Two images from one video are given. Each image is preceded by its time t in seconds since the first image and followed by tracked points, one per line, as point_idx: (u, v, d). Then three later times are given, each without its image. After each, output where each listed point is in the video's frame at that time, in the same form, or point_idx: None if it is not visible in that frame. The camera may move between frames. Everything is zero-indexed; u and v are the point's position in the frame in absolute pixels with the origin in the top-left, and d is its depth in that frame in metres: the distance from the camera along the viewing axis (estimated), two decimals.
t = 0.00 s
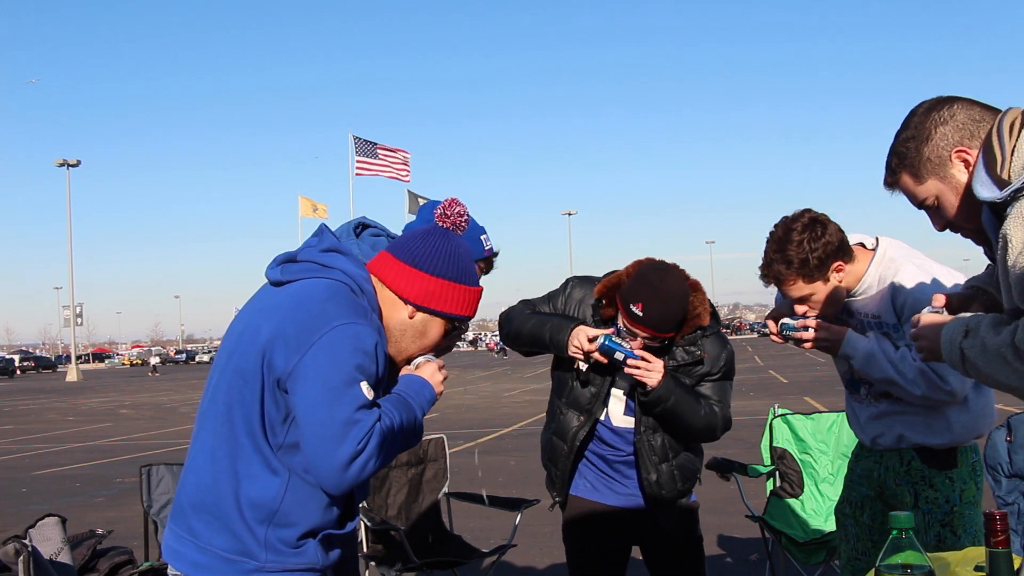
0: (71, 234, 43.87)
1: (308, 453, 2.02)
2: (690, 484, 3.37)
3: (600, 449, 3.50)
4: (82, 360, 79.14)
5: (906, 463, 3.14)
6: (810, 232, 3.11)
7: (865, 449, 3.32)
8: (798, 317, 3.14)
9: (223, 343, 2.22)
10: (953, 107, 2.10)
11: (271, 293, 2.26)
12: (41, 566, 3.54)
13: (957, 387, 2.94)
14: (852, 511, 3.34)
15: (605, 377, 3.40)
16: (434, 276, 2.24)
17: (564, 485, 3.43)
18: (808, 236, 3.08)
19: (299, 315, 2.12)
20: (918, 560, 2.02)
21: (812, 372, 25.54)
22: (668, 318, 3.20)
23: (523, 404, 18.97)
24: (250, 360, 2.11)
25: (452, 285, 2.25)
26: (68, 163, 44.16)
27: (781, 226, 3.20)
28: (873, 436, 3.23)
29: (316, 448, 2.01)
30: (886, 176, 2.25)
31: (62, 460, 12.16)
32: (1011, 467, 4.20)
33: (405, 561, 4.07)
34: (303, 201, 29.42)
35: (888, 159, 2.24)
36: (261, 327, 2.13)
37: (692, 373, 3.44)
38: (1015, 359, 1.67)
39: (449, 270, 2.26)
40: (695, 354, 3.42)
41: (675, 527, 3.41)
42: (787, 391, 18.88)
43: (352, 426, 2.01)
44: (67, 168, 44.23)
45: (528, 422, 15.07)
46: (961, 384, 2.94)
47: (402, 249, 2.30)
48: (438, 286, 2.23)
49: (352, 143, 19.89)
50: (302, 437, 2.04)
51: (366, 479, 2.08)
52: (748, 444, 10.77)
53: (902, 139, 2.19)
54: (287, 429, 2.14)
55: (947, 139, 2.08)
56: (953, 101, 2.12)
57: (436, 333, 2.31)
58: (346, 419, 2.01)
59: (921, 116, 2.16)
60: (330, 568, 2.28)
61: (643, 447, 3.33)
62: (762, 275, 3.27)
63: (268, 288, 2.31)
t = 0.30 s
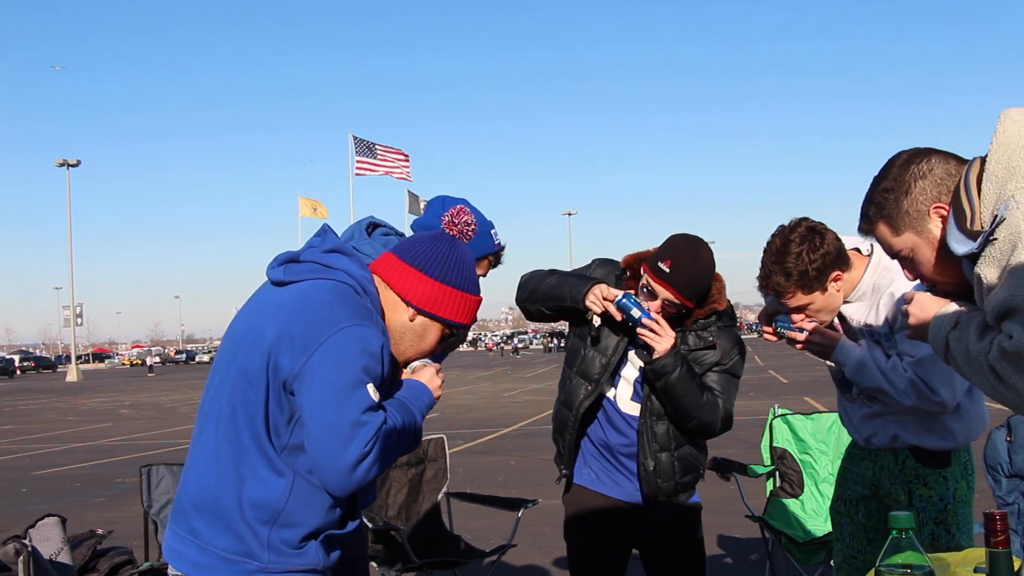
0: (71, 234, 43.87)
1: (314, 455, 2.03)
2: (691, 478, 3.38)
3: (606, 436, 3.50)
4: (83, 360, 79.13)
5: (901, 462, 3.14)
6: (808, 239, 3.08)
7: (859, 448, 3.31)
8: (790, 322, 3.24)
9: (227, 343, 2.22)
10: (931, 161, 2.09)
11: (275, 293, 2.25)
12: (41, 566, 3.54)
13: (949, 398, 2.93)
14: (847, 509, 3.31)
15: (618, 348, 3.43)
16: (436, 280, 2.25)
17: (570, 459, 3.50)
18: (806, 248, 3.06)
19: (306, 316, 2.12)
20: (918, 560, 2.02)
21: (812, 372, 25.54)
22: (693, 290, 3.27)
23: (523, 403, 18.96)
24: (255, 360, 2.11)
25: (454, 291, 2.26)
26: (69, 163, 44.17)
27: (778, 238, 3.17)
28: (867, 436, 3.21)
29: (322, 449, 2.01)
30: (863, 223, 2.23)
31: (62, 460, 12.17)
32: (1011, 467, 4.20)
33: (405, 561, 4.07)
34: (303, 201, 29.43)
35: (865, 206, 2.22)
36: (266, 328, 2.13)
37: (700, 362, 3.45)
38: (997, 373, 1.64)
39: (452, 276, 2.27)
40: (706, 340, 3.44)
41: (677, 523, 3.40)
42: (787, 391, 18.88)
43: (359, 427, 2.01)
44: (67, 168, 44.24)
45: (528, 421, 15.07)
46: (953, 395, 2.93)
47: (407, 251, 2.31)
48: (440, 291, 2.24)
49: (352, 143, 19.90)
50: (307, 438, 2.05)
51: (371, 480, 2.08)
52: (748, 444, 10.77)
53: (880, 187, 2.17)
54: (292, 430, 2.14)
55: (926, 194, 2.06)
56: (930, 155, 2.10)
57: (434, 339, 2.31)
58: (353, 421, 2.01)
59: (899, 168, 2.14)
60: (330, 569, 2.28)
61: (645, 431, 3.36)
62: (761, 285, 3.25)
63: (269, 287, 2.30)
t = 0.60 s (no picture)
0: (71, 234, 43.87)
1: (317, 458, 2.02)
2: (689, 473, 3.36)
3: (607, 432, 3.49)
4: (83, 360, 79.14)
5: (895, 462, 3.14)
6: (808, 235, 3.09)
7: (854, 447, 3.30)
8: (789, 316, 3.25)
9: (233, 343, 2.21)
10: (924, 174, 2.05)
11: (282, 293, 2.25)
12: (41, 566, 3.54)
13: (942, 402, 2.93)
14: (841, 509, 3.30)
15: (630, 338, 3.48)
16: (444, 285, 2.25)
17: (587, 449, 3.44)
18: (808, 241, 3.06)
19: (313, 319, 2.11)
20: (918, 560, 2.02)
21: (812, 372, 25.54)
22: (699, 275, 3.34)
23: (523, 403, 18.95)
24: (261, 362, 2.11)
25: (462, 296, 2.26)
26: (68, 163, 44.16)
27: (781, 229, 3.17)
28: (861, 434, 3.21)
29: (325, 452, 2.01)
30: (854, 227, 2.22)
31: (62, 460, 12.17)
32: (1011, 467, 4.20)
33: (405, 561, 4.07)
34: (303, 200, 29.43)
35: (858, 212, 2.19)
36: (273, 329, 2.13)
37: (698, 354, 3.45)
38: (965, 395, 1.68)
39: (461, 282, 2.27)
40: (705, 330, 3.45)
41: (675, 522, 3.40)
42: (786, 391, 18.89)
43: (364, 432, 2.01)
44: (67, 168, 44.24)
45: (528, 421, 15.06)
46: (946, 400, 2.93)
47: (416, 256, 2.30)
48: (448, 295, 2.24)
49: (352, 143, 19.90)
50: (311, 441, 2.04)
51: (374, 484, 2.08)
52: (748, 444, 10.77)
53: (874, 196, 2.14)
54: (295, 433, 2.13)
55: (919, 210, 2.03)
56: (924, 168, 2.06)
57: (439, 343, 2.31)
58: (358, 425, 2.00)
59: (894, 178, 2.11)
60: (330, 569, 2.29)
61: (642, 423, 3.37)
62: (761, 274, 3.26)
63: (277, 287, 2.30)
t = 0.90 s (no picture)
0: (71, 234, 43.87)
1: (322, 463, 2.02)
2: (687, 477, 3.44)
3: (598, 433, 3.49)
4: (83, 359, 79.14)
5: (895, 462, 3.14)
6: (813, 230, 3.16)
7: (854, 447, 3.30)
8: (791, 314, 3.25)
9: (238, 344, 2.22)
10: (931, 152, 2.02)
11: (289, 294, 2.25)
12: (40, 566, 3.54)
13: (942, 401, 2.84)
14: (842, 509, 3.31)
15: (615, 339, 3.48)
16: (452, 288, 2.24)
17: (572, 451, 3.42)
18: (812, 237, 3.13)
19: (321, 322, 2.11)
20: (917, 560, 2.01)
21: (812, 372, 25.54)
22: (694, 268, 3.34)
23: (523, 403, 18.95)
24: (268, 364, 2.11)
25: (470, 300, 2.26)
26: (68, 163, 44.17)
27: (785, 226, 3.26)
28: (862, 434, 3.21)
29: (330, 458, 2.00)
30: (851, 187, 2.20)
31: (62, 460, 12.17)
32: (1011, 468, 4.20)
33: (404, 561, 4.07)
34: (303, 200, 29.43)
35: (858, 174, 2.17)
36: (280, 332, 2.13)
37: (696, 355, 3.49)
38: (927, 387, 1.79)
39: (469, 286, 2.27)
40: (702, 330, 3.47)
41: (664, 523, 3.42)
42: (786, 391, 18.90)
43: (369, 437, 2.01)
44: (67, 167, 44.24)
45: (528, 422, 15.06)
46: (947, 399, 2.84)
47: (426, 259, 2.31)
48: (456, 298, 2.24)
49: (353, 143, 19.89)
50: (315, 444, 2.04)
51: (378, 490, 2.07)
52: (748, 444, 10.77)
53: (877, 163, 2.11)
54: (300, 435, 2.13)
55: (918, 190, 2.04)
56: (933, 142, 2.02)
57: (446, 347, 2.31)
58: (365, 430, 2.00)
59: (900, 149, 2.07)
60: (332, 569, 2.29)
61: (645, 432, 3.39)
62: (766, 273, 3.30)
63: (286, 287, 2.30)
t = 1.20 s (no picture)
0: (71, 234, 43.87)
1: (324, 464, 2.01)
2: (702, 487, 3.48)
3: (602, 433, 3.48)
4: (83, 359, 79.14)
5: (896, 462, 3.14)
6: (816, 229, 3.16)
7: (855, 447, 3.30)
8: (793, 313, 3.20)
9: (241, 344, 2.22)
10: (942, 142, 2.00)
11: (294, 294, 2.24)
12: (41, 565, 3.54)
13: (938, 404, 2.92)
14: (842, 509, 3.31)
15: (612, 339, 3.46)
16: (456, 290, 2.25)
17: (563, 448, 3.43)
18: (812, 236, 3.14)
19: (325, 324, 2.11)
20: (917, 560, 2.01)
21: (812, 372, 25.54)
22: (696, 258, 3.43)
23: (523, 404, 18.95)
24: (271, 365, 2.11)
25: (474, 302, 2.26)
26: (68, 163, 44.18)
27: (786, 225, 3.26)
28: (862, 433, 3.20)
29: (334, 460, 2.00)
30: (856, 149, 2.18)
31: (62, 460, 12.17)
32: (1011, 468, 4.20)
33: (404, 561, 4.07)
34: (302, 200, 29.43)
35: (867, 140, 2.14)
36: (284, 334, 2.13)
37: (709, 356, 3.48)
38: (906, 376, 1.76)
39: (475, 288, 2.28)
40: (710, 329, 3.46)
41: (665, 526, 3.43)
42: (786, 391, 18.90)
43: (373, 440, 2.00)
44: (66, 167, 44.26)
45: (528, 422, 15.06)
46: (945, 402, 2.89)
47: (431, 261, 2.31)
48: (460, 301, 2.24)
49: (353, 143, 19.89)
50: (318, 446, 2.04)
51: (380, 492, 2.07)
52: (748, 445, 10.76)
53: (886, 138, 2.08)
54: (304, 436, 2.13)
55: (917, 176, 2.04)
56: (947, 132, 2.00)
57: (450, 348, 2.31)
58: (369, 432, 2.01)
59: (911, 131, 2.04)
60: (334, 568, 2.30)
61: (665, 440, 3.38)
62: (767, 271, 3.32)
63: (290, 288, 2.29)
